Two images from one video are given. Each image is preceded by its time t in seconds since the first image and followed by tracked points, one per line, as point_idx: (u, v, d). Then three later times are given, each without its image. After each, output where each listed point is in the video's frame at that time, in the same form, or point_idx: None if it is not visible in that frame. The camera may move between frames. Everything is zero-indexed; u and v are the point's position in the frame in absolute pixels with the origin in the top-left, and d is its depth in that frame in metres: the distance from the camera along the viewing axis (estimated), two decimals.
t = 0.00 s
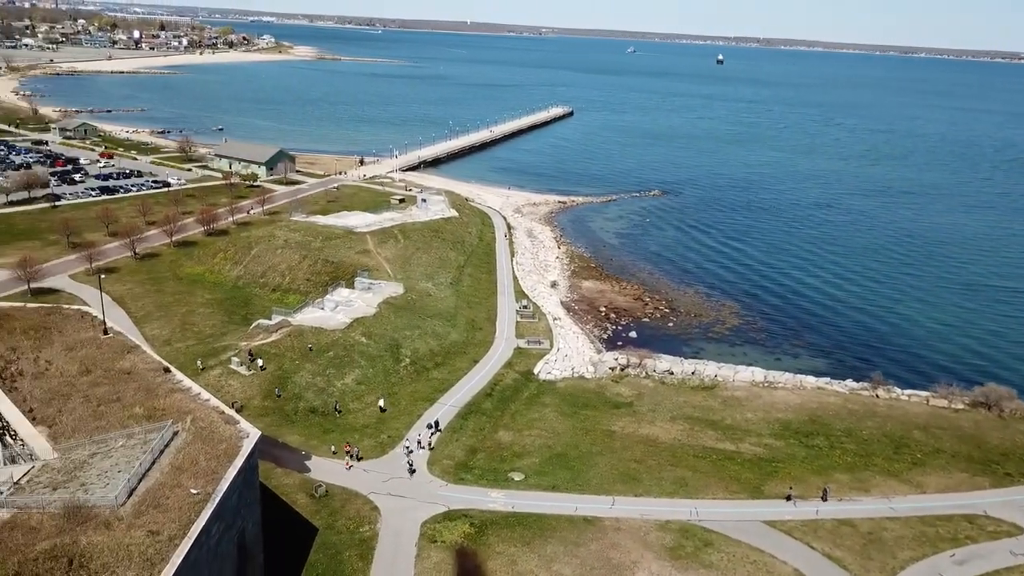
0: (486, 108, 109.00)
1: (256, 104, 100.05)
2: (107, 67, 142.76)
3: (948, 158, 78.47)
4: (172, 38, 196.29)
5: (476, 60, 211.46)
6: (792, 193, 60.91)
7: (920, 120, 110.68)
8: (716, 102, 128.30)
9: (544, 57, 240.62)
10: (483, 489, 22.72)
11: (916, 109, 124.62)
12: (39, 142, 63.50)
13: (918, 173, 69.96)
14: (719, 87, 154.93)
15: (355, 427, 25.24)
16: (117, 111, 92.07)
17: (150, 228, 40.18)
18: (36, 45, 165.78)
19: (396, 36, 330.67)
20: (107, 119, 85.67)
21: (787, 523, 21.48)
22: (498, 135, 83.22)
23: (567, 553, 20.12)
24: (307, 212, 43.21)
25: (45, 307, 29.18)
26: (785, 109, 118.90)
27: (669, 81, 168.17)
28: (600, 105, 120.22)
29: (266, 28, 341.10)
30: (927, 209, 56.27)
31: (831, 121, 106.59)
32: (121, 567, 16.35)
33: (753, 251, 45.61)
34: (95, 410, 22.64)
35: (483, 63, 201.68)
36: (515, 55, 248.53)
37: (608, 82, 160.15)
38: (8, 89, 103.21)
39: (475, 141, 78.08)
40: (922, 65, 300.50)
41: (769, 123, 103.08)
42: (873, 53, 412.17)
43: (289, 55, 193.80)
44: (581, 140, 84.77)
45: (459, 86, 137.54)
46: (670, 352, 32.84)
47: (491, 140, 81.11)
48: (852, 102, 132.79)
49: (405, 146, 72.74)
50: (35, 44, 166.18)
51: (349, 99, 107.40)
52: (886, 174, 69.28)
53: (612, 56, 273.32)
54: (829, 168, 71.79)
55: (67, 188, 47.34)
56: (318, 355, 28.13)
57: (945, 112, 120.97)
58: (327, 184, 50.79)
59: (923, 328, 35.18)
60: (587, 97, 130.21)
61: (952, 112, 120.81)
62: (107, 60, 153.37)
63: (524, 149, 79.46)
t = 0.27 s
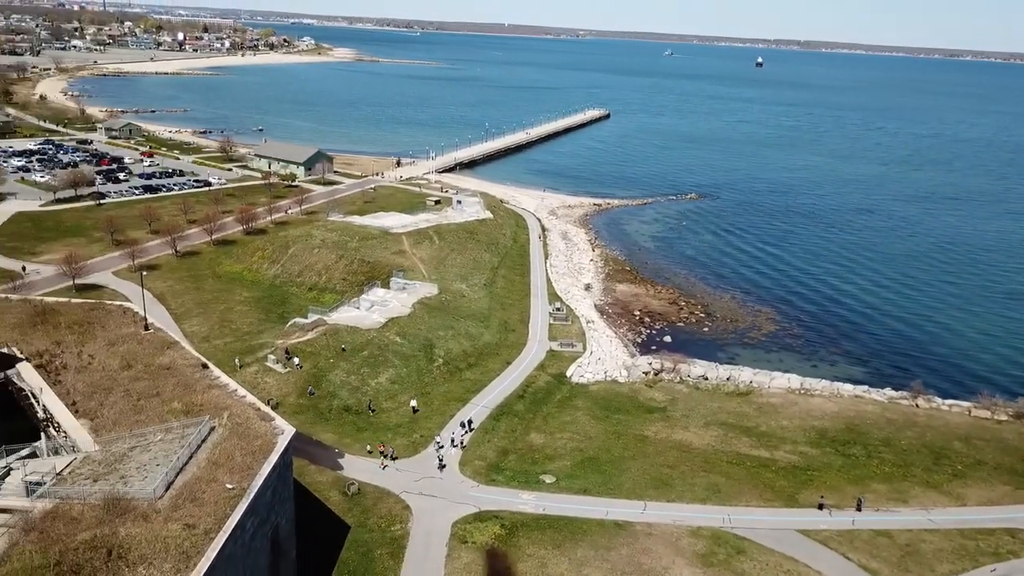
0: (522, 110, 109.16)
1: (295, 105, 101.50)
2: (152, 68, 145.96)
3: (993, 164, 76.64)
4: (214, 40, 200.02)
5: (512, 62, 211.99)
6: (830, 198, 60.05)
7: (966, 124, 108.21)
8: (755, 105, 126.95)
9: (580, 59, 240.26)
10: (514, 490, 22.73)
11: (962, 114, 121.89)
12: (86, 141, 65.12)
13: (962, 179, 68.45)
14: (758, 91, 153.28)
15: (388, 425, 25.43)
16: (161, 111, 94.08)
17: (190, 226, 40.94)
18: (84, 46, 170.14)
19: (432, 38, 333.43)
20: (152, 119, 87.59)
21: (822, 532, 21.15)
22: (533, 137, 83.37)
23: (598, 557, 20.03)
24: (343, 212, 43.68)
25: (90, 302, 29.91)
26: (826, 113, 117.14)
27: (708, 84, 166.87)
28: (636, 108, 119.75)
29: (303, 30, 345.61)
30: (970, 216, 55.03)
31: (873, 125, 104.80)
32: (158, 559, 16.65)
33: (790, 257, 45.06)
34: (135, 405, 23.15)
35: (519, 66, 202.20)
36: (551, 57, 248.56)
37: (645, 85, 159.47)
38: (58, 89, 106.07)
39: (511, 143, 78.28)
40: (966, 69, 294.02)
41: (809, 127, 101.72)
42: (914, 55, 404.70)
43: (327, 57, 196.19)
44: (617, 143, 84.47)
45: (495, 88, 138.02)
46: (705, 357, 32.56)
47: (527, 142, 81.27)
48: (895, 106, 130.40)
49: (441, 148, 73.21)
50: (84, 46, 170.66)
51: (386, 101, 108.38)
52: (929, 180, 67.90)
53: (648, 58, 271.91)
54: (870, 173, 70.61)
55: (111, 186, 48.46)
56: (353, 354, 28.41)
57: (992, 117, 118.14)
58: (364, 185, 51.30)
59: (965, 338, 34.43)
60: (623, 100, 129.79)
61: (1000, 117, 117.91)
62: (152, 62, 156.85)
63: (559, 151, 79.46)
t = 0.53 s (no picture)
0: (557, 112, 109.18)
1: (333, 106, 102.74)
2: (196, 70, 148.92)
3: None
4: (255, 42, 203.45)
5: (548, 64, 212.10)
6: (870, 203, 59.09)
7: (1015, 129, 105.48)
8: (795, 109, 125.40)
9: (616, 62, 239.44)
10: (546, 493, 22.71)
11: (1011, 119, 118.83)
12: (130, 141, 66.61)
13: (1008, 185, 66.78)
14: (798, 94, 151.27)
15: (421, 425, 25.59)
16: (203, 112, 95.92)
17: (229, 225, 41.63)
18: (130, 48, 174.26)
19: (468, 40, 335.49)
20: (194, 119, 89.34)
21: (858, 543, 20.80)
22: (570, 139, 83.36)
23: (629, 562, 19.92)
24: (380, 213, 44.11)
25: (132, 298, 30.55)
26: (868, 117, 115.13)
27: (746, 86, 165.18)
28: (673, 111, 119.00)
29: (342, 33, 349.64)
30: (1016, 223, 53.66)
31: (917, 129, 102.74)
32: (194, 552, 16.92)
33: (828, 262, 44.40)
34: (174, 399, 23.61)
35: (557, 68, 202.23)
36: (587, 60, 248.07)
37: (683, 88, 158.41)
38: (105, 90, 108.79)
39: (547, 145, 78.35)
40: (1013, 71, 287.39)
41: (850, 131, 100.09)
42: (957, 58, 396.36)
43: (366, 59, 198.38)
44: (653, 145, 84.06)
45: (532, 90, 138.18)
46: (741, 362, 32.25)
47: (562, 144, 81.27)
48: (940, 110, 127.66)
49: (477, 149, 73.53)
50: (130, 48, 174.82)
51: (422, 103, 109.22)
52: (975, 186, 66.37)
53: (685, 61, 269.93)
54: (912, 178, 69.25)
55: (154, 185, 49.50)
56: (388, 353, 28.65)
57: None
58: (401, 186, 51.72)
59: (1009, 348, 33.61)
60: (660, 103, 129.13)
61: None
62: (196, 64, 160.00)
63: (594, 154, 79.30)
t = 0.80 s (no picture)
0: (593, 115, 108.97)
1: (370, 108, 103.79)
2: (237, 72, 151.42)
3: None
4: (295, 45, 206.44)
5: (585, 67, 211.76)
6: (911, 209, 58.00)
7: None
8: (836, 113, 123.54)
9: (653, 64, 238.11)
10: (577, 497, 22.64)
11: None
12: (172, 141, 67.99)
13: None
14: (839, 98, 149.01)
15: (453, 426, 25.71)
16: (243, 113, 97.58)
17: (267, 225, 42.24)
18: (174, 50, 177.95)
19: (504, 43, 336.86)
20: (234, 120, 90.89)
21: (896, 555, 20.41)
22: (605, 142, 83.17)
23: (660, 568, 19.77)
24: (415, 214, 44.44)
25: (172, 296, 31.12)
26: (911, 122, 112.93)
27: (786, 90, 163.20)
28: (711, 114, 118.05)
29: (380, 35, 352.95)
30: None
31: (962, 135, 100.49)
32: (228, 546, 17.14)
33: (867, 269, 43.70)
34: (211, 396, 24.03)
35: (594, 71, 201.83)
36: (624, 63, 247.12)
37: (720, 91, 157.08)
38: (150, 91, 111.22)
39: (582, 147, 78.26)
40: None
41: (892, 136, 98.28)
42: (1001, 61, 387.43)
43: (403, 61, 200.08)
44: (689, 149, 83.49)
45: (568, 93, 138.12)
46: (776, 369, 31.88)
47: (598, 147, 81.11)
48: (987, 115, 124.66)
49: (513, 152, 73.72)
50: (174, 50, 178.54)
51: (458, 105, 109.82)
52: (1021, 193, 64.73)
53: (722, 64, 267.47)
54: (956, 184, 67.80)
55: (194, 185, 50.42)
56: (421, 353, 28.83)
57: None
58: (436, 188, 52.05)
59: None
60: (697, 106, 128.20)
61: None
62: (238, 65, 162.82)
63: (629, 157, 79.01)
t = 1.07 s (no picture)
0: (626, 118, 108.58)
1: (404, 110, 104.55)
2: (274, 74, 153.50)
3: None
4: (331, 47, 208.86)
5: (619, 70, 210.99)
6: (951, 215, 56.89)
7: None
8: (875, 117, 121.62)
9: (688, 67, 236.42)
10: (606, 501, 22.56)
11: None
12: (210, 142, 69.13)
13: None
14: (878, 101, 146.62)
15: (482, 427, 25.78)
16: (280, 114, 98.94)
17: (302, 225, 42.73)
18: (213, 52, 181.10)
19: (537, 46, 337.37)
20: (270, 121, 92.18)
21: (931, 567, 20.01)
22: (638, 145, 82.85)
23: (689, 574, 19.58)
24: (447, 216, 44.68)
25: (207, 294, 31.58)
26: (952, 126, 110.71)
27: (823, 93, 160.98)
28: (745, 117, 116.97)
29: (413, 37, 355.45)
30: None
31: (1007, 140, 98.22)
32: (259, 541, 17.35)
33: (904, 275, 42.96)
34: (245, 393, 24.38)
35: (628, 73, 201.07)
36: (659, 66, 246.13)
37: (756, 94, 155.50)
38: (189, 92, 113.23)
39: (615, 150, 78.04)
40: None
41: (933, 140, 96.41)
42: None
43: (438, 63, 201.36)
44: (724, 152, 82.81)
45: (601, 96, 137.73)
46: (810, 375, 31.49)
47: (631, 149, 80.83)
48: None
49: (545, 154, 73.78)
50: (213, 52, 181.55)
51: (491, 107, 110.21)
52: None
53: (758, 67, 264.82)
54: (999, 190, 66.29)
55: (231, 185, 51.17)
56: (451, 354, 28.97)
57: None
58: (469, 190, 52.29)
59: None
60: (732, 109, 127.15)
61: None
62: (275, 67, 165.13)
63: (662, 159, 78.57)
